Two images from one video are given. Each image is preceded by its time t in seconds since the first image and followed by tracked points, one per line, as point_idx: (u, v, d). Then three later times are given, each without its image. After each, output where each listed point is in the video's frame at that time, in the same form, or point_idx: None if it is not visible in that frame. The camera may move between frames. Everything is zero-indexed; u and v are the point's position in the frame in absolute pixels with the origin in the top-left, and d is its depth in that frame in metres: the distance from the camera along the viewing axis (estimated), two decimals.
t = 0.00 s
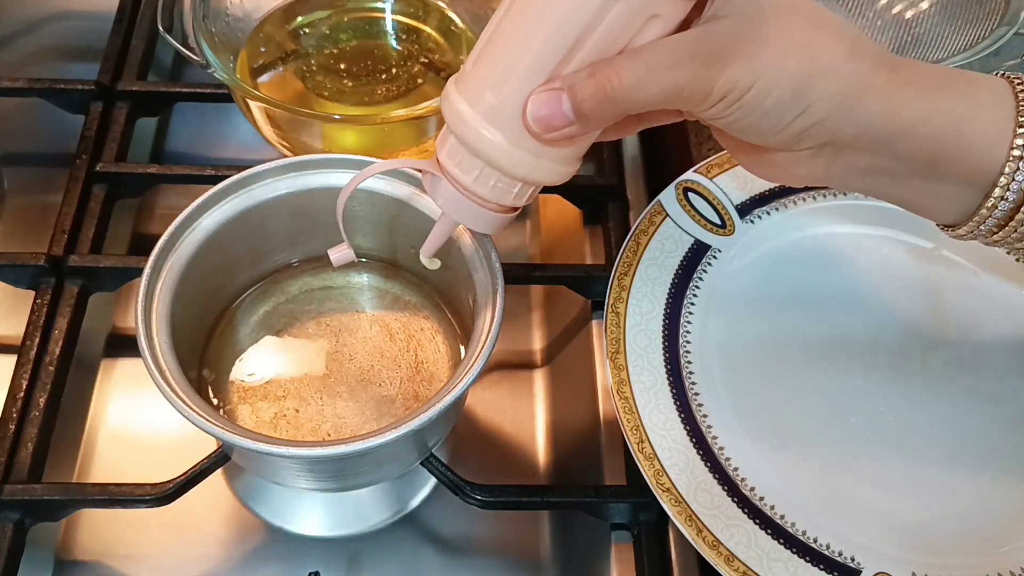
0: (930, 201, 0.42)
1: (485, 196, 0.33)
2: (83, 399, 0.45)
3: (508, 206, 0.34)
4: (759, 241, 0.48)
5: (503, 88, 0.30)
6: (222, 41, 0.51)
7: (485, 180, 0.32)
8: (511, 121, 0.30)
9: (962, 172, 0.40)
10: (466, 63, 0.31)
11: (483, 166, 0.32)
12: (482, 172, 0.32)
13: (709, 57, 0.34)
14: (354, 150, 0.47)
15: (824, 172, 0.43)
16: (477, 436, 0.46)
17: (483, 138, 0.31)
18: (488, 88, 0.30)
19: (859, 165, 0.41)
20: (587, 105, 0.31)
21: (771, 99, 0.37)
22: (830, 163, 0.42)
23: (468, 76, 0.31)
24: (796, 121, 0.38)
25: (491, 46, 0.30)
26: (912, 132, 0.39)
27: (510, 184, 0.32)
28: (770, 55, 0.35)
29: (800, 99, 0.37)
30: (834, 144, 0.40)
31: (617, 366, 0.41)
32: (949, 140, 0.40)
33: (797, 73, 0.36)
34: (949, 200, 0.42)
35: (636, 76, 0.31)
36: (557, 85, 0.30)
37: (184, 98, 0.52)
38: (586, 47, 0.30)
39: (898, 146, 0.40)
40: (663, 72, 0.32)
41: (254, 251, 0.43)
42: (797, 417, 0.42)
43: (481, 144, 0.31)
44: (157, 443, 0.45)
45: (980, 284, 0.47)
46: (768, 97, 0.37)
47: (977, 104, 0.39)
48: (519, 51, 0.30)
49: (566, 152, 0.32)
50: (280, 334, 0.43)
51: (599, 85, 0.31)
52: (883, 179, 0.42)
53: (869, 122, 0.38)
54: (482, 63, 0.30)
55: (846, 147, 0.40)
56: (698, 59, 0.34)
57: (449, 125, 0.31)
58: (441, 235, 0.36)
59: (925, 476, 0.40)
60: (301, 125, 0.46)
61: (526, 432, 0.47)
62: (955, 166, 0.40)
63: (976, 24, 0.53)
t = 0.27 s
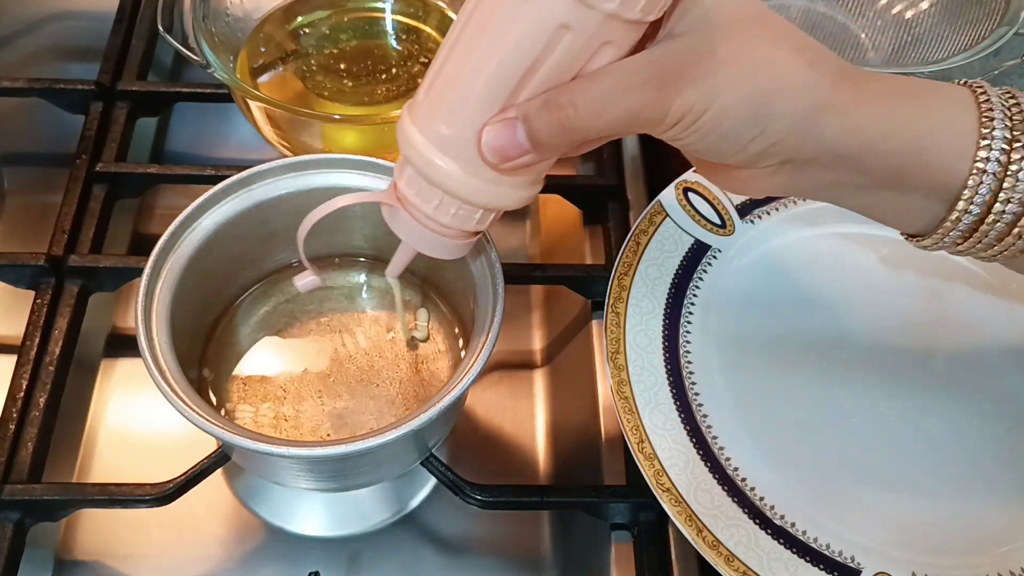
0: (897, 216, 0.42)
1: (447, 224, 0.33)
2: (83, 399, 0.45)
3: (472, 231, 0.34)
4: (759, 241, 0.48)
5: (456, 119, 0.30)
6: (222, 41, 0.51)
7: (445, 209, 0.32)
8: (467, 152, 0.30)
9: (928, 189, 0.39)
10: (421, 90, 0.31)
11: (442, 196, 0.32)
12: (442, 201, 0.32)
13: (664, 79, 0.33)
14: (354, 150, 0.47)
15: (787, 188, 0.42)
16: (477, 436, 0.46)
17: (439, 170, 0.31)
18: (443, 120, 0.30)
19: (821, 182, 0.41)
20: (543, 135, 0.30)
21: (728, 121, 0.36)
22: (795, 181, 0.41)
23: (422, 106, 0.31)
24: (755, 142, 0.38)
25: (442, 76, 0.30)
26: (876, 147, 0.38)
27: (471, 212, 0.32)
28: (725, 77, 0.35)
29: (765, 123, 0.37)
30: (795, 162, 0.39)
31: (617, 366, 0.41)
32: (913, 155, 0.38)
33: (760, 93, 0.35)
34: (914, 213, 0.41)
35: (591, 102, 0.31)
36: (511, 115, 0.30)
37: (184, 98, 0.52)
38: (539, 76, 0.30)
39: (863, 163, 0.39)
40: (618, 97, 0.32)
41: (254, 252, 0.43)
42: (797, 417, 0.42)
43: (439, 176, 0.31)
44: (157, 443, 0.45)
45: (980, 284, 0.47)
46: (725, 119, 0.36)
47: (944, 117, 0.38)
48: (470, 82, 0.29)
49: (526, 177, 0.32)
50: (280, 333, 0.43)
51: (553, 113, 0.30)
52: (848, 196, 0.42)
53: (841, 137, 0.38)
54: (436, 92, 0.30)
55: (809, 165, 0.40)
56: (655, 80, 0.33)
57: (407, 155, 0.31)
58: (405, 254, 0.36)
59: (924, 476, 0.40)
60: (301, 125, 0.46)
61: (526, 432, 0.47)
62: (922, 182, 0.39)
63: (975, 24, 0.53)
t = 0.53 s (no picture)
0: (869, 189, 0.43)
1: (428, 184, 0.33)
2: (83, 399, 0.45)
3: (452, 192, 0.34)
4: (759, 242, 0.48)
5: (437, 83, 0.30)
6: (222, 41, 0.51)
7: (427, 170, 0.32)
8: (448, 115, 0.31)
9: (899, 167, 0.40)
10: (402, 53, 0.32)
11: (423, 157, 0.32)
12: (424, 162, 0.32)
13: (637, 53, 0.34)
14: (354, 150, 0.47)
15: (766, 159, 0.43)
16: (477, 436, 0.46)
17: (421, 132, 0.31)
18: (423, 83, 0.31)
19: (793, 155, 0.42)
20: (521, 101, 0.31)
21: (702, 94, 0.37)
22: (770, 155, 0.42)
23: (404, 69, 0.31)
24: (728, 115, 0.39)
25: (423, 40, 0.30)
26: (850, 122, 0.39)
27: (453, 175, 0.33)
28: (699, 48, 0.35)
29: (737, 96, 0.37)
30: (769, 135, 0.40)
31: (617, 366, 0.41)
32: (886, 131, 0.39)
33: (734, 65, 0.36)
34: (887, 188, 0.42)
35: (568, 73, 0.32)
36: (492, 80, 0.30)
37: (184, 98, 0.52)
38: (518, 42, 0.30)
39: (835, 137, 0.40)
40: (593, 67, 0.33)
41: (254, 252, 0.43)
42: (797, 417, 0.42)
43: (420, 137, 0.31)
44: (157, 443, 0.45)
45: (979, 284, 0.47)
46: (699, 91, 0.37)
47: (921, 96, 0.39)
48: (451, 47, 0.30)
49: (506, 142, 0.32)
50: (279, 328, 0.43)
51: (532, 81, 0.31)
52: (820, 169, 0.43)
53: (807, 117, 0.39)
54: (416, 56, 0.31)
55: (782, 139, 0.40)
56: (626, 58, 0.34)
57: (388, 117, 0.32)
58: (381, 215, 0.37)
59: (924, 476, 0.40)
60: (301, 125, 0.46)
61: (526, 432, 0.47)
62: (892, 160, 0.40)
63: (974, 24, 0.53)
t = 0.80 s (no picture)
0: (838, 205, 0.41)
1: (378, 203, 0.31)
2: (83, 399, 0.45)
3: (402, 210, 0.32)
4: (758, 242, 0.48)
5: (388, 98, 0.28)
6: (222, 41, 0.51)
7: (377, 186, 0.30)
8: (399, 132, 0.29)
9: (866, 180, 0.39)
10: (353, 65, 0.29)
11: (373, 173, 0.30)
12: (373, 179, 0.30)
13: (606, 69, 0.32)
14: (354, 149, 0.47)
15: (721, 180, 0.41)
16: (477, 436, 0.46)
17: (371, 149, 0.29)
18: (375, 97, 0.28)
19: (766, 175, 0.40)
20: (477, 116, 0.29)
21: (662, 112, 0.35)
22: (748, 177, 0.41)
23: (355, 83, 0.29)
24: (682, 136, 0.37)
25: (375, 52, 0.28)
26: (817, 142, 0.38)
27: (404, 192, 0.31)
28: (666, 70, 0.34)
29: (702, 118, 0.36)
30: (729, 155, 0.39)
31: (617, 366, 0.41)
32: (852, 152, 0.38)
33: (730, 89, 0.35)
34: (849, 203, 0.41)
35: (528, 89, 0.29)
36: (446, 95, 0.28)
37: (183, 98, 0.52)
38: (477, 56, 0.28)
39: (800, 155, 0.39)
40: (556, 85, 0.30)
41: (254, 252, 0.43)
42: (797, 417, 0.42)
43: (369, 154, 0.29)
44: (157, 443, 0.45)
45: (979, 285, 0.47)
46: (658, 110, 0.35)
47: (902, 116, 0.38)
48: (406, 60, 0.28)
49: (460, 159, 0.30)
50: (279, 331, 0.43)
51: (488, 98, 0.29)
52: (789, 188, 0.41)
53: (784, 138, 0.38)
54: (366, 69, 0.28)
55: (751, 159, 0.39)
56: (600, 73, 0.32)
57: (337, 133, 0.30)
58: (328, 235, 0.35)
59: (924, 476, 0.40)
60: (301, 125, 0.46)
61: (525, 432, 0.47)
62: (859, 174, 0.39)
63: (974, 24, 0.53)
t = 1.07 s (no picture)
0: (840, 182, 0.42)
1: (397, 189, 0.31)
2: (83, 399, 0.45)
3: (419, 198, 0.32)
4: (758, 241, 0.48)
5: (406, 83, 0.29)
6: (222, 41, 0.52)
7: (395, 175, 0.31)
8: (416, 117, 0.30)
9: (866, 158, 0.40)
10: (366, 54, 0.30)
11: (392, 161, 0.31)
12: (392, 167, 0.31)
13: (608, 45, 0.34)
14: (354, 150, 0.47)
15: (730, 156, 0.43)
16: (477, 436, 0.46)
17: (389, 135, 0.30)
18: (391, 85, 0.29)
19: (766, 149, 0.41)
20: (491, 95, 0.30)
21: (671, 87, 0.37)
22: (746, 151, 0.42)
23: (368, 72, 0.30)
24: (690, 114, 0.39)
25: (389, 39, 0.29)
26: (816, 113, 0.39)
27: (425, 177, 0.31)
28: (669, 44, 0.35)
29: (711, 90, 0.37)
30: (739, 129, 0.40)
31: (617, 366, 0.41)
32: (850, 124, 0.39)
33: (741, 56, 0.36)
34: (856, 181, 0.41)
35: (536, 72, 0.31)
36: (459, 80, 0.30)
37: (184, 98, 0.52)
38: (488, 41, 0.29)
39: (805, 130, 0.39)
40: (562, 64, 0.32)
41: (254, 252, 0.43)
42: (796, 417, 0.42)
43: (388, 140, 0.30)
44: (157, 443, 0.45)
45: (979, 285, 0.47)
46: (666, 89, 0.37)
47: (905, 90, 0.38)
48: (420, 45, 0.29)
49: (476, 142, 0.31)
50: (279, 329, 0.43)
51: (501, 80, 0.30)
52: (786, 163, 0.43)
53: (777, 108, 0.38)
54: (381, 58, 0.29)
55: (754, 132, 0.40)
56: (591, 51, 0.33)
57: (354, 123, 0.30)
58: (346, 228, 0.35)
59: (923, 476, 0.40)
60: (300, 125, 0.46)
61: (526, 432, 0.47)
62: (858, 150, 0.39)
63: (975, 25, 0.53)
